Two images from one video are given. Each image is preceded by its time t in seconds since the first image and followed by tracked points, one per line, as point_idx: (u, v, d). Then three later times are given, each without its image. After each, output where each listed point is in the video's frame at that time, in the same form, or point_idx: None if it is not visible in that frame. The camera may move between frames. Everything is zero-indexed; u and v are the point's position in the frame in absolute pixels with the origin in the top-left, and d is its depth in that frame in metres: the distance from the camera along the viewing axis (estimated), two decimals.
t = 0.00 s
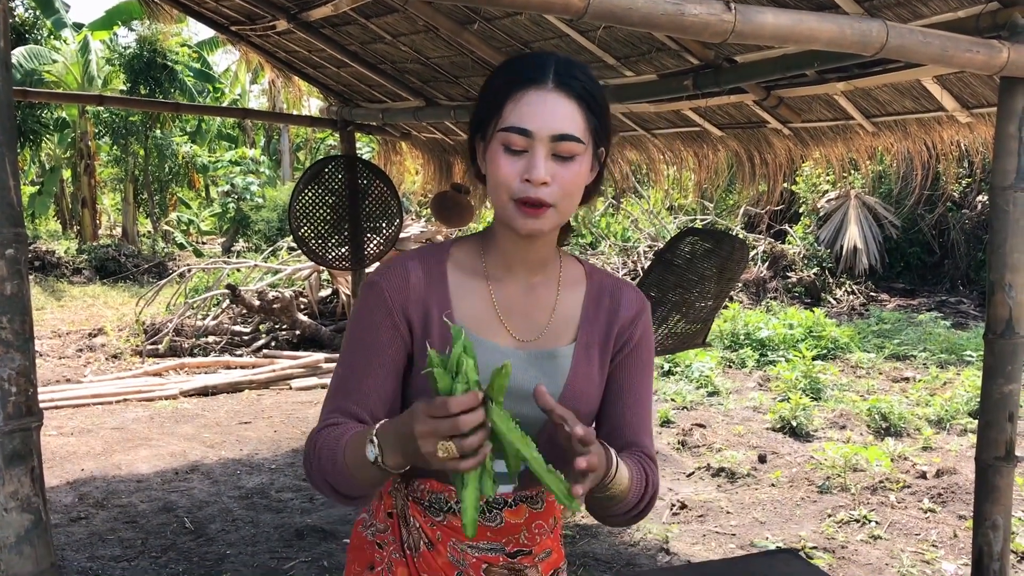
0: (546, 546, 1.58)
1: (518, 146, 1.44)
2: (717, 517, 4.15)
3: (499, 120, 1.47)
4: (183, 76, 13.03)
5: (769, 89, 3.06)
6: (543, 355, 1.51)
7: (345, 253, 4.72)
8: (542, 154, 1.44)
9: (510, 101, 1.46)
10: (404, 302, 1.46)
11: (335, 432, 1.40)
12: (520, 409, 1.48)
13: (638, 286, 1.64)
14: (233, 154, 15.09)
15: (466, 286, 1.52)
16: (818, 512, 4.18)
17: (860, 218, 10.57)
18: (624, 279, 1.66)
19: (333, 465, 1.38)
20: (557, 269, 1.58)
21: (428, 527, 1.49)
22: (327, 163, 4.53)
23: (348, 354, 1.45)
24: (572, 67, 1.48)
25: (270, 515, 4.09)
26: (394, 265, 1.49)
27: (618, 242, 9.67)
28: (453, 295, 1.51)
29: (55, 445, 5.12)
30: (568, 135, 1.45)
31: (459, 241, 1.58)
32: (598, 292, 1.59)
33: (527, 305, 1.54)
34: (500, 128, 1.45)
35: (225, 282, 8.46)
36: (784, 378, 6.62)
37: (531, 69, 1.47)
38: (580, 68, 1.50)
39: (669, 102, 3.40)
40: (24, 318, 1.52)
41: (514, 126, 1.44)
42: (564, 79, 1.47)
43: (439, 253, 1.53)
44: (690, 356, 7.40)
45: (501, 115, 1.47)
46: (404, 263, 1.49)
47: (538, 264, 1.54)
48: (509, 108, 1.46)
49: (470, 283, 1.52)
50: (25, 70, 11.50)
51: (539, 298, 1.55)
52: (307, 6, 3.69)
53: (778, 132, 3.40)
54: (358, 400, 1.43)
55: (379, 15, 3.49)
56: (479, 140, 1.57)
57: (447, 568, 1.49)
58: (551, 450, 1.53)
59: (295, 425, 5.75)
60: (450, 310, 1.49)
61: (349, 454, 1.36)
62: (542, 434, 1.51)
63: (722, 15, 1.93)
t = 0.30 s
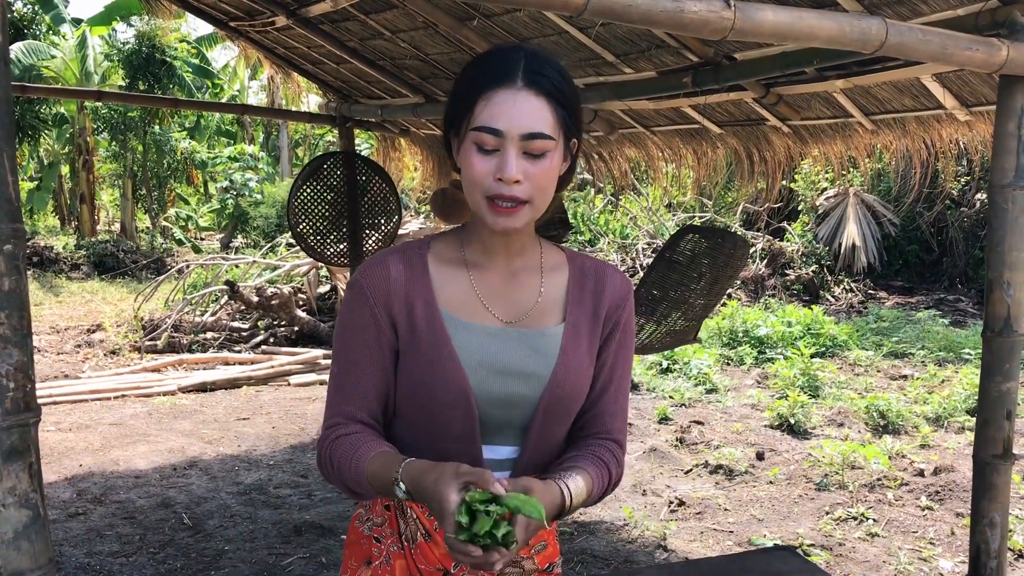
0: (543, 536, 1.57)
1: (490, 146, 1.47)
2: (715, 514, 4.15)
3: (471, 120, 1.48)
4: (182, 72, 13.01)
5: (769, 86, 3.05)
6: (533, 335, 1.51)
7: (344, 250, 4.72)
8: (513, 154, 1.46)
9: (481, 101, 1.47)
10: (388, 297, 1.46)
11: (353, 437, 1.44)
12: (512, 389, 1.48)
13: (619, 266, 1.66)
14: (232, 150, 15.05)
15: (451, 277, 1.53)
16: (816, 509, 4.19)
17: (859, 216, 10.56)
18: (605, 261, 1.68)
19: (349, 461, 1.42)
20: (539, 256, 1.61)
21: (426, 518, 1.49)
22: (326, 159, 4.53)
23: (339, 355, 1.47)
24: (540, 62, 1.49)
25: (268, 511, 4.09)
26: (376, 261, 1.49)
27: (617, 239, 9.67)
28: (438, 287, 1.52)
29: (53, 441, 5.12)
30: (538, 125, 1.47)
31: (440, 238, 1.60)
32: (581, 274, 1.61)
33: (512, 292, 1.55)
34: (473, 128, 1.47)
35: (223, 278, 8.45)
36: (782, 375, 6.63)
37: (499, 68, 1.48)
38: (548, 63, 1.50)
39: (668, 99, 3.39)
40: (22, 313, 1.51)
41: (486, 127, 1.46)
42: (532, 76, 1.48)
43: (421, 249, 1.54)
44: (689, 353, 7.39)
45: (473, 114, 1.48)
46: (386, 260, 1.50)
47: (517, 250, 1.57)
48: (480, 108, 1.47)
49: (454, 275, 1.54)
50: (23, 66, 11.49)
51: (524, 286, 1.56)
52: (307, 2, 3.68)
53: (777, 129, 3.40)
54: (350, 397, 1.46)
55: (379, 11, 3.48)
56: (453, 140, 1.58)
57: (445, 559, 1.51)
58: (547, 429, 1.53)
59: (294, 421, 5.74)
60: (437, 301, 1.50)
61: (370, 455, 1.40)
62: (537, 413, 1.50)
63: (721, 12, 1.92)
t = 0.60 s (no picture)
0: (539, 531, 1.56)
1: (479, 145, 1.46)
2: (713, 513, 4.16)
3: (458, 118, 1.48)
4: (181, 70, 13.02)
5: (768, 84, 3.05)
6: (524, 327, 1.52)
7: (343, 248, 4.70)
8: (502, 151, 1.46)
9: (468, 101, 1.47)
10: (379, 293, 1.46)
11: (345, 417, 1.43)
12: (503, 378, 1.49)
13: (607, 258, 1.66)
14: (231, 148, 15.04)
15: (441, 271, 1.53)
16: (815, 508, 4.19)
17: (858, 215, 10.54)
18: (593, 254, 1.68)
19: (344, 452, 1.42)
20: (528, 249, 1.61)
21: (423, 511, 1.49)
22: (325, 158, 4.54)
23: (331, 350, 1.47)
24: (525, 62, 1.49)
25: (267, 510, 4.09)
26: (366, 257, 1.49)
27: (616, 237, 9.67)
28: (429, 282, 1.52)
29: (52, 439, 5.11)
30: (524, 119, 1.47)
31: (428, 233, 1.60)
32: (570, 266, 1.62)
33: (502, 285, 1.55)
34: (460, 126, 1.47)
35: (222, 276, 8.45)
36: (781, 373, 6.63)
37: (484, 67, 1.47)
38: (532, 62, 1.50)
39: (668, 98, 3.39)
40: (21, 311, 1.50)
41: (474, 125, 1.45)
42: (517, 75, 1.48)
43: (411, 245, 1.54)
44: (688, 351, 7.37)
45: (460, 113, 1.47)
46: (376, 257, 1.50)
47: (506, 243, 1.57)
48: (467, 108, 1.47)
49: (444, 269, 1.54)
50: (22, 64, 11.49)
51: (515, 278, 1.57)
52: None
53: (777, 128, 3.40)
54: (342, 391, 1.46)
55: (378, 9, 3.48)
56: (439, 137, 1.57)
57: (444, 551, 1.49)
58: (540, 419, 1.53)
59: (293, 419, 5.74)
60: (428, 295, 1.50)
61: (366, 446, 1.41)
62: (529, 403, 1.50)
63: (721, 9, 1.91)
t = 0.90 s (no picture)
0: (540, 529, 1.56)
1: (471, 120, 1.47)
2: (714, 512, 4.15)
3: (450, 107, 1.50)
4: (181, 69, 13.02)
5: (769, 83, 3.04)
6: (520, 322, 1.51)
7: (344, 247, 4.69)
8: (494, 126, 1.46)
9: (459, 86, 1.49)
10: (375, 291, 1.47)
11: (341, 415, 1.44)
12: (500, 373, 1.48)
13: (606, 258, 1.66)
14: (232, 147, 15.03)
15: (437, 268, 1.54)
16: (815, 507, 4.19)
17: (858, 214, 10.53)
18: (592, 254, 1.68)
19: (340, 445, 1.42)
20: (526, 248, 1.61)
21: (423, 509, 1.49)
22: (325, 157, 4.53)
23: (328, 347, 1.48)
24: (514, 51, 1.52)
25: (267, 509, 4.09)
26: (363, 256, 1.50)
27: (617, 237, 9.67)
28: (424, 280, 1.52)
29: (53, 438, 5.11)
30: (516, 106, 1.48)
31: (426, 233, 1.61)
32: (569, 266, 1.61)
33: (499, 281, 1.56)
34: (453, 115, 1.48)
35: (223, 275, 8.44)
36: (782, 372, 6.63)
37: (476, 58, 1.50)
38: (521, 53, 1.53)
39: (669, 96, 3.39)
40: (21, 310, 1.50)
41: (465, 110, 1.47)
42: (507, 61, 1.51)
43: (407, 244, 1.55)
44: (688, 350, 7.36)
45: (451, 99, 1.49)
46: (372, 256, 1.50)
47: (503, 241, 1.57)
48: (457, 91, 1.49)
49: (441, 266, 1.54)
50: (22, 63, 11.47)
51: (511, 276, 1.57)
52: None
53: (778, 126, 3.40)
54: (339, 389, 1.47)
55: (379, 8, 3.48)
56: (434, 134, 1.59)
57: (444, 549, 1.49)
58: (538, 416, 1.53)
59: (293, 418, 5.74)
60: (424, 292, 1.51)
61: (362, 439, 1.42)
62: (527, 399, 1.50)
63: (722, 8, 1.91)
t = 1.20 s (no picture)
0: (541, 529, 1.56)
1: (483, 124, 1.46)
2: (716, 512, 4.15)
3: (460, 108, 1.49)
4: (183, 69, 13.01)
5: (771, 83, 3.04)
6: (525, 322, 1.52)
7: (345, 247, 4.69)
8: (505, 130, 1.46)
9: (471, 89, 1.48)
10: (383, 287, 1.47)
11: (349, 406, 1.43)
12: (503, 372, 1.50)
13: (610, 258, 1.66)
14: (233, 147, 15.04)
15: (443, 266, 1.54)
16: (816, 507, 4.19)
17: (859, 214, 10.50)
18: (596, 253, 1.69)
19: (346, 438, 1.42)
20: (529, 248, 1.62)
21: (426, 507, 1.49)
22: (327, 156, 4.53)
23: (335, 343, 1.48)
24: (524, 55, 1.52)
25: (269, 509, 4.09)
26: (370, 254, 1.50)
27: (618, 237, 9.66)
28: (430, 277, 1.52)
29: (54, 438, 5.11)
30: (529, 112, 1.48)
31: (431, 231, 1.61)
32: (573, 266, 1.61)
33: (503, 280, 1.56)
34: (463, 116, 1.48)
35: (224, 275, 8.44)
36: (784, 372, 6.62)
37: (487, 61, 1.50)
38: (530, 57, 1.53)
39: (670, 96, 3.38)
40: (23, 310, 1.49)
41: (477, 112, 1.46)
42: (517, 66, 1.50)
43: (413, 241, 1.55)
44: (690, 350, 7.35)
45: (463, 101, 1.48)
46: (379, 253, 1.50)
47: (508, 242, 1.58)
48: (470, 94, 1.48)
49: (446, 265, 1.55)
50: (23, 62, 11.47)
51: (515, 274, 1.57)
52: None
53: (779, 126, 3.39)
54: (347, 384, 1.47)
55: (381, 7, 3.48)
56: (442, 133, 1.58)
57: (446, 549, 1.48)
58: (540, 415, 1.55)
59: (294, 418, 5.74)
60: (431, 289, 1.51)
61: (370, 427, 1.40)
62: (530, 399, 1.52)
63: (724, 9, 1.91)
